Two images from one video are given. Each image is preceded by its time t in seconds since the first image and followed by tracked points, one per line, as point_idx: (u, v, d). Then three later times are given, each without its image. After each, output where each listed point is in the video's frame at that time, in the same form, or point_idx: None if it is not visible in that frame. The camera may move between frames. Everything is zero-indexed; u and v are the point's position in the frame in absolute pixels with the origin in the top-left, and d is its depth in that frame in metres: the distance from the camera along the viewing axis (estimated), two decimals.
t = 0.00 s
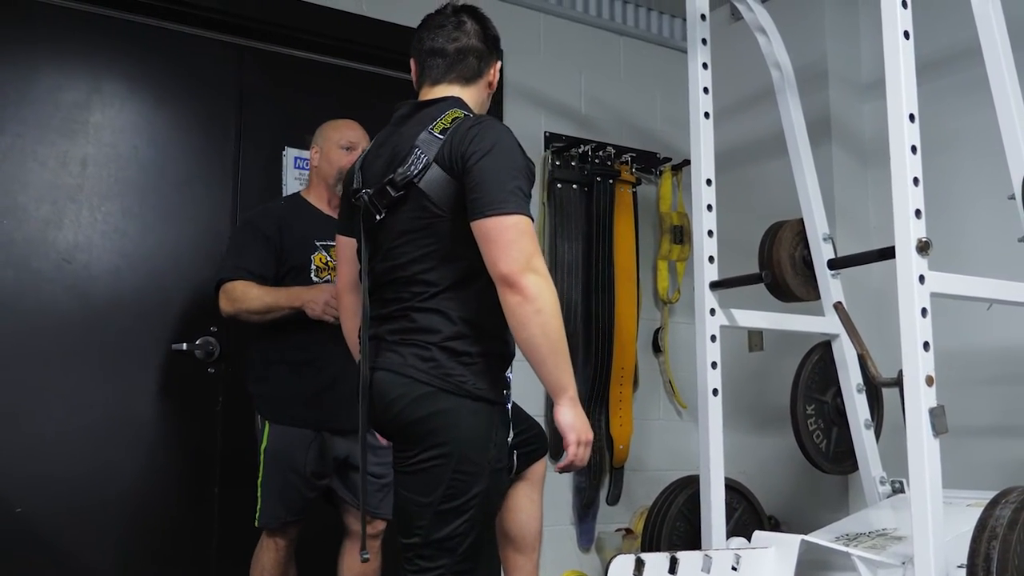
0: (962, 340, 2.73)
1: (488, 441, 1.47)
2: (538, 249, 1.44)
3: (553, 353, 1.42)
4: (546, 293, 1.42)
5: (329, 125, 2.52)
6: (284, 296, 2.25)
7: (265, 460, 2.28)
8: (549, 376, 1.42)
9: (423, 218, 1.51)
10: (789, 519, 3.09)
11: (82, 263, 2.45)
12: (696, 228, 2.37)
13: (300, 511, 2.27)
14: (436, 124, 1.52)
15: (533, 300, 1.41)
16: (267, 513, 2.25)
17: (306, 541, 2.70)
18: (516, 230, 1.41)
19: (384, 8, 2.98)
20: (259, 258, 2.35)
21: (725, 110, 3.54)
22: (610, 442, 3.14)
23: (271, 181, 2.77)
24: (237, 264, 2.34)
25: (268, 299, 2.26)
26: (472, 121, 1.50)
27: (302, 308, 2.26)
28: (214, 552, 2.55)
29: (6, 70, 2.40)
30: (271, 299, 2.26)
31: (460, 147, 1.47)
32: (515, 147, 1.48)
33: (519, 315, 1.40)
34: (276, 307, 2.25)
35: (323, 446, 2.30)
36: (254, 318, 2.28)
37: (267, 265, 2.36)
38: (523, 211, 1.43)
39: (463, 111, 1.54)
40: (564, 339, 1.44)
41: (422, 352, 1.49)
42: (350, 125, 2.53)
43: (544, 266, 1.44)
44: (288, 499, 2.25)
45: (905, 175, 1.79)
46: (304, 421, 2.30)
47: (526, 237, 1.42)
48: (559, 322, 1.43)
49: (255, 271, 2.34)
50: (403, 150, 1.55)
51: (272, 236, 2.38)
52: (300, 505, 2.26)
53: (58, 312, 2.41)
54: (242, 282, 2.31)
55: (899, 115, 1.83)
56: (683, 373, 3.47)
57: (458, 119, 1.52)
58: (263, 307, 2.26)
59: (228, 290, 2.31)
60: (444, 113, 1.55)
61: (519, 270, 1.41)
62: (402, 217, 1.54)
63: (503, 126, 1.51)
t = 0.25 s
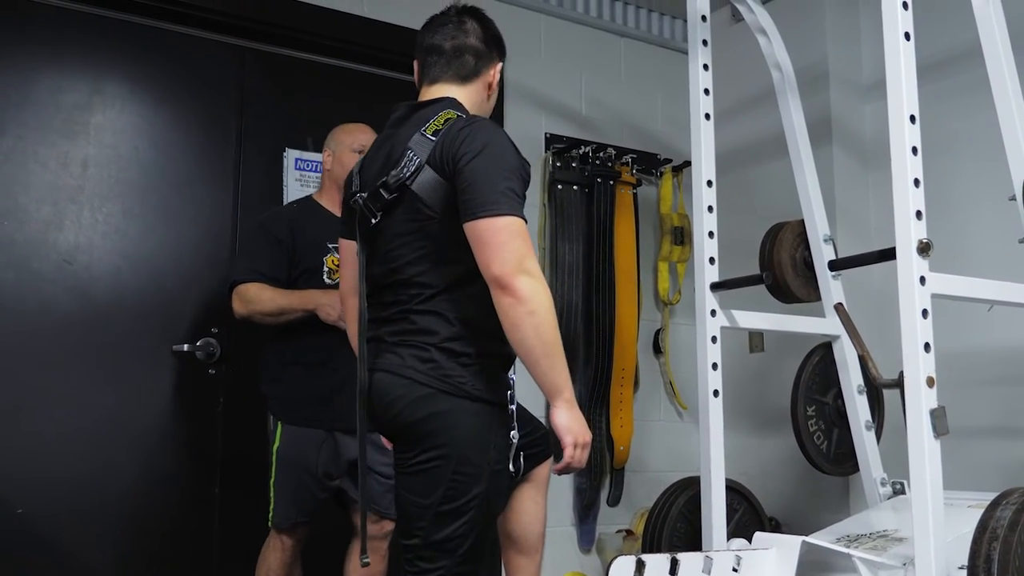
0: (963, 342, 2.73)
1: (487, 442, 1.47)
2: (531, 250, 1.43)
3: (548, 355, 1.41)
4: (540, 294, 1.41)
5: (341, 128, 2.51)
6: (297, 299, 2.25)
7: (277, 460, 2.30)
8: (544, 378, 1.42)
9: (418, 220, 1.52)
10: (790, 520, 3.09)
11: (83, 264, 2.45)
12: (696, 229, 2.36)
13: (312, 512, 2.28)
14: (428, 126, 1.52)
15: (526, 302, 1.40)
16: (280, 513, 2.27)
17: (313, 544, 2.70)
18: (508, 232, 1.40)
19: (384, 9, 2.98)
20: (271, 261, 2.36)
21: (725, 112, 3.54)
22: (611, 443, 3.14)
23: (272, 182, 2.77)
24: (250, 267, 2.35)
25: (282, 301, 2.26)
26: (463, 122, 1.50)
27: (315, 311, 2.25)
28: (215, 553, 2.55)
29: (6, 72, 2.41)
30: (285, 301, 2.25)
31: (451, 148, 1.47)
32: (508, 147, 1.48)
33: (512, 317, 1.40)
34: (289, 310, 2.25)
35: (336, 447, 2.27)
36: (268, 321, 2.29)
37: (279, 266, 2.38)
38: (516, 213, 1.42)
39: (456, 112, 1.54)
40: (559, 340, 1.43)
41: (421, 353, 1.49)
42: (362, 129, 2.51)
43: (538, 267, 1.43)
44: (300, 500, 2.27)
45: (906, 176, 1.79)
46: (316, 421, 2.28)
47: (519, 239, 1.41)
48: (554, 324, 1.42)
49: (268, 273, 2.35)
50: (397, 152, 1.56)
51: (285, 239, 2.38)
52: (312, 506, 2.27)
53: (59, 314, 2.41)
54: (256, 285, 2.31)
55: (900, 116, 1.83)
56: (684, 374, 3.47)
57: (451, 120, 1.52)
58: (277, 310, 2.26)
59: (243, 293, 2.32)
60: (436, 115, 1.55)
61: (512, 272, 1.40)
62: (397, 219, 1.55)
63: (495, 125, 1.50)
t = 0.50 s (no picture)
0: (963, 344, 2.73)
1: (488, 444, 1.47)
2: (524, 250, 1.42)
3: (541, 356, 1.40)
4: (532, 294, 1.40)
5: (360, 134, 2.55)
6: (317, 301, 2.29)
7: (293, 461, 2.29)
8: (538, 379, 1.41)
9: (414, 222, 1.53)
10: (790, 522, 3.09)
11: (83, 265, 2.45)
12: (696, 231, 2.36)
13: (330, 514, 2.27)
14: (422, 127, 1.53)
15: (517, 302, 1.39)
16: (295, 512, 2.26)
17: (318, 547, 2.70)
18: (501, 232, 1.40)
19: (384, 11, 2.97)
20: (291, 264, 2.40)
21: (725, 114, 3.54)
22: (611, 444, 3.14)
23: (272, 184, 2.77)
24: (273, 271, 2.39)
25: (303, 304, 2.29)
26: (455, 123, 1.50)
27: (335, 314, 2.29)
28: (216, 555, 2.55)
29: (7, 73, 2.41)
30: (306, 305, 2.29)
31: (442, 149, 1.48)
32: (501, 145, 1.47)
33: (503, 316, 1.39)
34: (308, 313, 2.29)
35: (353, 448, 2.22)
36: (288, 323, 2.33)
37: (296, 269, 2.40)
38: (508, 212, 1.42)
39: (449, 113, 1.55)
40: (552, 341, 1.42)
41: (422, 354, 1.50)
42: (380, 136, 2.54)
43: (531, 267, 1.42)
44: (318, 502, 2.26)
45: (906, 178, 1.79)
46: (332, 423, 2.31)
47: (511, 238, 1.41)
48: (547, 324, 1.42)
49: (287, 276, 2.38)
50: (394, 154, 1.59)
51: (305, 243, 2.41)
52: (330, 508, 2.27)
53: (59, 315, 2.41)
54: (277, 288, 2.35)
55: (900, 118, 1.83)
56: (685, 376, 3.47)
57: (443, 121, 1.52)
58: (297, 312, 2.30)
59: (264, 295, 2.36)
60: (430, 116, 1.56)
61: (504, 272, 1.40)
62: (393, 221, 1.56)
63: (488, 125, 1.50)
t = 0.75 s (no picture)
0: (964, 344, 2.73)
1: (489, 444, 1.47)
2: (529, 245, 1.42)
3: (547, 351, 1.40)
4: (537, 289, 1.40)
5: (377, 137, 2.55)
6: (334, 305, 2.30)
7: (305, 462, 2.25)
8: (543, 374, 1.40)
9: (416, 219, 1.54)
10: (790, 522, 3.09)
11: (83, 265, 2.45)
12: (697, 231, 2.36)
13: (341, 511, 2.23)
14: (424, 125, 1.54)
15: (521, 297, 1.39)
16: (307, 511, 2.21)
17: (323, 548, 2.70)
18: (505, 227, 1.40)
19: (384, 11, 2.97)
20: (309, 267, 2.41)
21: (726, 114, 3.54)
22: (611, 444, 3.14)
23: (272, 184, 2.76)
24: (289, 274, 2.39)
25: (320, 308, 2.30)
26: (457, 120, 1.51)
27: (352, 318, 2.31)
28: (216, 554, 2.54)
29: (7, 73, 2.41)
30: (323, 308, 2.30)
31: (445, 145, 1.48)
32: (503, 142, 1.47)
33: (507, 311, 1.39)
34: (325, 317, 2.30)
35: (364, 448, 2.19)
36: (304, 327, 2.33)
37: (314, 273, 2.41)
38: (512, 208, 1.41)
39: (452, 110, 1.55)
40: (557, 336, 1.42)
41: (423, 354, 1.49)
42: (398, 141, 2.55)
43: (535, 262, 1.42)
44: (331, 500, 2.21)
45: (906, 179, 1.79)
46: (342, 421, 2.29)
47: (515, 234, 1.40)
48: (552, 319, 1.41)
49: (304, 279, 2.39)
50: (395, 153, 1.59)
51: (322, 246, 2.41)
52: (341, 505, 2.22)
53: (59, 315, 2.41)
54: (293, 291, 2.35)
55: (901, 118, 1.83)
56: (685, 376, 3.47)
57: (445, 119, 1.53)
58: (314, 315, 2.30)
59: (280, 298, 2.35)
60: (432, 114, 1.56)
61: (508, 267, 1.39)
62: (396, 218, 1.57)
63: (491, 122, 1.50)
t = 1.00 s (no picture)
0: (963, 343, 2.73)
1: (490, 443, 1.46)
2: (540, 242, 1.42)
3: (559, 347, 1.39)
4: (548, 285, 1.40)
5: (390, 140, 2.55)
6: (341, 306, 2.30)
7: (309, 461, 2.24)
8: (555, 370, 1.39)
9: (424, 215, 1.54)
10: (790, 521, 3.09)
11: (83, 264, 2.45)
12: (697, 231, 2.36)
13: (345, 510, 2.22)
14: (436, 123, 1.54)
15: (532, 293, 1.39)
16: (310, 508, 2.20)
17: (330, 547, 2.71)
18: (516, 224, 1.40)
19: (385, 10, 2.97)
20: (316, 266, 2.40)
21: (726, 113, 3.54)
22: (611, 444, 3.14)
23: (272, 183, 2.76)
24: (298, 272, 2.38)
25: (326, 307, 2.30)
26: (469, 118, 1.51)
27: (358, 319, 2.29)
28: (216, 553, 2.55)
29: (7, 71, 2.41)
30: (330, 308, 2.29)
31: (456, 143, 1.48)
32: (515, 141, 1.48)
33: (518, 307, 1.38)
34: (332, 318, 2.29)
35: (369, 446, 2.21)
36: (310, 326, 2.33)
37: (323, 273, 2.40)
38: (522, 205, 1.41)
39: (463, 109, 1.56)
40: (569, 333, 1.41)
41: (424, 353, 1.49)
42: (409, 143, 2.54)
43: (546, 260, 1.42)
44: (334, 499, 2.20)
45: (906, 178, 1.79)
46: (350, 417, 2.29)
47: (526, 231, 1.40)
48: (564, 316, 1.41)
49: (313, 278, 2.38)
50: (405, 150, 1.60)
51: (331, 245, 2.42)
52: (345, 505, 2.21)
53: (60, 314, 2.41)
54: (301, 291, 2.35)
55: (901, 118, 1.83)
56: (685, 375, 3.47)
57: (457, 117, 1.53)
58: (320, 315, 2.30)
59: (287, 297, 2.35)
60: (444, 113, 1.57)
61: (519, 264, 1.39)
62: (405, 215, 1.57)
63: (502, 121, 1.51)
